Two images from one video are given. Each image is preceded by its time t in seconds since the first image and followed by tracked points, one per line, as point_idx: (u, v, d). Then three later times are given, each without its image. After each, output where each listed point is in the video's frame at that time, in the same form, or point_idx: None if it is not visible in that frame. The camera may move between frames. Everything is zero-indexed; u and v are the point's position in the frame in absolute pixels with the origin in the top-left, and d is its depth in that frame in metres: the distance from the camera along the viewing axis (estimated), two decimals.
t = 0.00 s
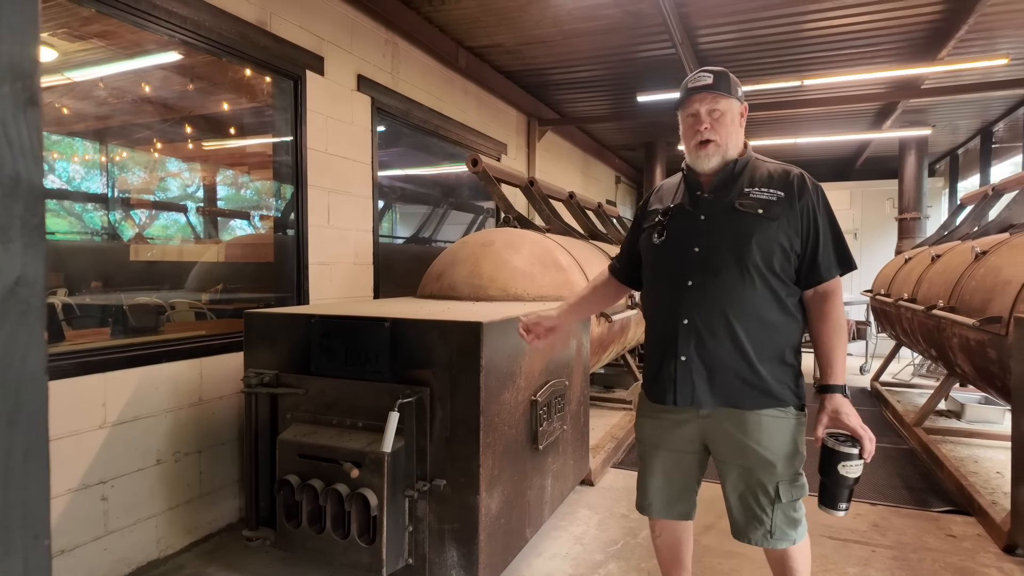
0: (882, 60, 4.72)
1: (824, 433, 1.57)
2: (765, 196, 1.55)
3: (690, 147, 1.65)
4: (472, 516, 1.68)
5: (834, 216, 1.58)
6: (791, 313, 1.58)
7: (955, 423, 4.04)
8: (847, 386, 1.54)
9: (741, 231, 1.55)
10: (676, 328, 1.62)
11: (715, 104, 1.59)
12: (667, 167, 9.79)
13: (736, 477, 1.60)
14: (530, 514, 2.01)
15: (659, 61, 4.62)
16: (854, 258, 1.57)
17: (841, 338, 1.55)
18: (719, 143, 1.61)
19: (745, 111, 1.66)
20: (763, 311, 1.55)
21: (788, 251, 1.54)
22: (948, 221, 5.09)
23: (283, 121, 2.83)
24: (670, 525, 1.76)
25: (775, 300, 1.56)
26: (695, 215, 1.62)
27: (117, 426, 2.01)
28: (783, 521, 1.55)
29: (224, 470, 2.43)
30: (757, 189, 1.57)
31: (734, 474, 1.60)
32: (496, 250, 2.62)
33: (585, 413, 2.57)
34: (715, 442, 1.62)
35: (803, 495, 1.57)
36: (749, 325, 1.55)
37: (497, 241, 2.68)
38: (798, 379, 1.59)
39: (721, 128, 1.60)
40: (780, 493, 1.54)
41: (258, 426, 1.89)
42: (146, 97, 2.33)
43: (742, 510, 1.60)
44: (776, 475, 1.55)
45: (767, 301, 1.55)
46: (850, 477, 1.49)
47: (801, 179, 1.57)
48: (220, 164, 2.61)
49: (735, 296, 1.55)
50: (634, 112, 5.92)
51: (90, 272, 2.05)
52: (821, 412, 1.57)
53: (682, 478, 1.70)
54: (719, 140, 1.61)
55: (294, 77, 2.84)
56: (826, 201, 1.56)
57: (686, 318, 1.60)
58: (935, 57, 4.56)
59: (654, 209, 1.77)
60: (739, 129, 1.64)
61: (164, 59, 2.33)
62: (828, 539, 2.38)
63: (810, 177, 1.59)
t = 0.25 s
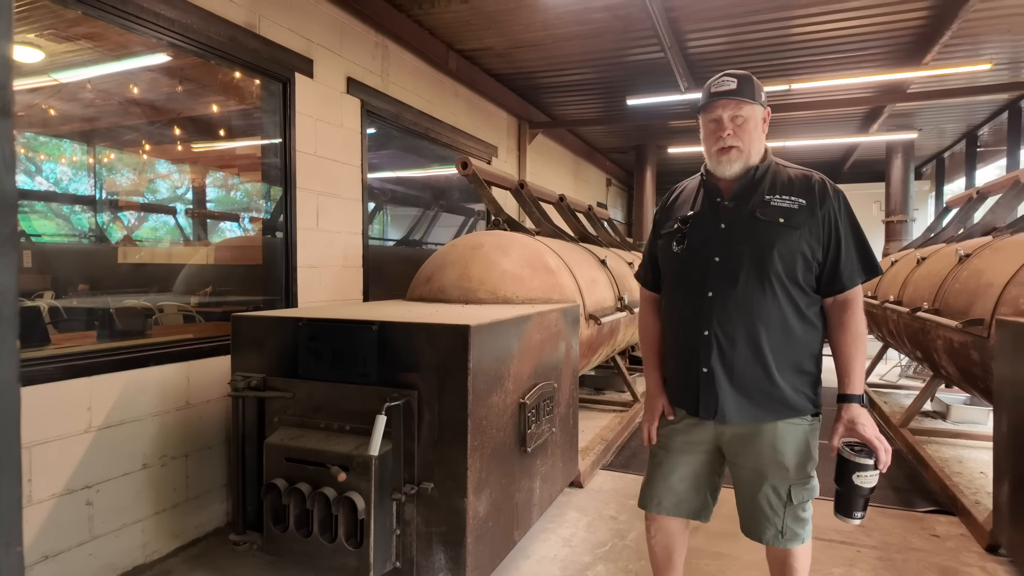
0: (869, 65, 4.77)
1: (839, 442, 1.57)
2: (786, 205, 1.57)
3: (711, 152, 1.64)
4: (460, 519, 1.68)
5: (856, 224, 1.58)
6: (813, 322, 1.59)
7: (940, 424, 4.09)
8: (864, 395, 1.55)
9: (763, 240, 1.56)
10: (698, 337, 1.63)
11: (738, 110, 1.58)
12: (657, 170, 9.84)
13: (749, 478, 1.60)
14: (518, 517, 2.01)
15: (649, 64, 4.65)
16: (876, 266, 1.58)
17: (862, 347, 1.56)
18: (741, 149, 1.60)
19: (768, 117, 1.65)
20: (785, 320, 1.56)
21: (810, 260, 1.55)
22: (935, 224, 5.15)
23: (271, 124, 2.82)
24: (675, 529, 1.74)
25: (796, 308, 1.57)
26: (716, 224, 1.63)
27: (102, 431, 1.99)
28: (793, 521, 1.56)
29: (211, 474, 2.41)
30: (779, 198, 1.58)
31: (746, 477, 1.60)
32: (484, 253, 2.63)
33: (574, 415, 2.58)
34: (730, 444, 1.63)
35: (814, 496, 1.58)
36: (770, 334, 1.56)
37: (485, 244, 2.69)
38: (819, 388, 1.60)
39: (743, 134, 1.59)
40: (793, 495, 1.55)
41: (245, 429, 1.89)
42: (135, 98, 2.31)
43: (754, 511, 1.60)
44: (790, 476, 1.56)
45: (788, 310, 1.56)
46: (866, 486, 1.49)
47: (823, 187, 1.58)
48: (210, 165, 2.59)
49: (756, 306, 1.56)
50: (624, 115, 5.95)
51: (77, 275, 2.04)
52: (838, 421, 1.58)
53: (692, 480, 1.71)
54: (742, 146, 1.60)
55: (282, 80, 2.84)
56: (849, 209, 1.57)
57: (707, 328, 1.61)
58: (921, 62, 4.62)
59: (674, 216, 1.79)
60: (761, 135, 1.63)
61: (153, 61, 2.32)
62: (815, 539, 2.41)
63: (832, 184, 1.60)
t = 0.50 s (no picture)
0: (845, 72, 4.88)
1: (837, 449, 1.56)
2: (786, 215, 1.57)
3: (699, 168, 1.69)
4: (442, 521, 1.69)
5: (860, 232, 1.57)
6: (813, 331, 1.60)
7: (916, 424, 4.17)
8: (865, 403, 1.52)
9: (762, 251, 1.57)
10: (698, 347, 1.66)
11: (717, 130, 1.60)
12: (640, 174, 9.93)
13: (751, 477, 1.62)
14: (501, 519, 2.02)
15: (631, 70, 4.70)
16: (880, 274, 1.57)
17: (866, 356, 1.54)
18: (724, 166, 1.62)
19: (763, 127, 1.61)
20: (784, 330, 1.58)
21: (810, 270, 1.56)
22: (910, 228, 5.27)
23: (254, 127, 2.79)
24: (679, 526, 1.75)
25: (796, 317, 1.58)
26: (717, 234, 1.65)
27: (80, 436, 1.97)
28: (795, 520, 1.57)
29: (191, 480, 2.39)
30: (780, 208, 1.58)
31: (748, 476, 1.62)
32: (468, 257, 2.64)
33: (556, 417, 2.60)
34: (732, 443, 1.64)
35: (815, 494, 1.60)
36: (770, 344, 1.58)
37: (468, 247, 2.71)
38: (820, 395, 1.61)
39: (724, 152, 1.61)
40: (794, 493, 1.57)
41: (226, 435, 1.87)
42: (112, 99, 2.33)
43: (757, 508, 1.62)
44: (790, 475, 1.57)
45: (787, 320, 1.57)
46: (866, 492, 1.49)
47: (825, 196, 1.57)
48: (190, 167, 2.61)
49: (755, 316, 1.58)
50: (607, 120, 6.01)
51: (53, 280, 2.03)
52: (838, 427, 1.56)
53: (696, 479, 1.72)
54: (724, 164, 1.62)
55: (265, 83, 2.82)
56: (852, 217, 1.56)
57: (707, 338, 1.64)
58: (895, 70, 4.73)
59: (677, 223, 1.81)
60: (750, 150, 1.62)
61: (132, 62, 2.29)
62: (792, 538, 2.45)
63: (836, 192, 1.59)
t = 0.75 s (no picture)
0: (815, 80, 5.01)
1: (813, 453, 1.59)
2: (762, 222, 1.60)
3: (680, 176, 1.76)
4: (419, 524, 1.70)
5: (838, 240, 1.58)
6: (789, 336, 1.62)
7: (883, 423, 4.30)
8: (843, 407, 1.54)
9: (736, 258, 1.61)
10: (674, 349, 1.71)
11: (692, 141, 1.66)
12: (617, 178, 10.03)
13: (728, 474, 1.66)
14: (478, 521, 2.04)
15: (608, 75, 4.76)
16: (859, 282, 1.57)
17: (842, 360, 1.55)
18: (700, 175, 1.68)
19: (740, 137, 1.65)
20: (758, 335, 1.60)
21: (785, 277, 1.59)
22: (878, 232, 5.42)
23: (229, 129, 2.78)
24: (663, 520, 1.79)
25: (771, 323, 1.61)
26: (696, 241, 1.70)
27: (48, 443, 1.93)
28: (769, 518, 1.60)
29: (163, 485, 2.36)
30: (757, 216, 1.62)
31: (725, 472, 1.66)
32: (445, 259, 2.65)
33: (534, 420, 2.62)
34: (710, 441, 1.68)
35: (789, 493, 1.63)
36: (742, 348, 1.61)
37: (446, 250, 2.72)
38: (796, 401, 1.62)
39: (699, 161, 1.67)
40: (767, 492, 1.60)
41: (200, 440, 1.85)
42: (83, 99, 2.25)
43: (732, 505, 1.65)
44: (764, 474, 1.61)
45: (761, 325, 1.60)
46: (840, 494, 1.54)
47: (803, 204, 1.59)
48: (163, 168, 2.53)
49: (728, 321, 1.62)
50: (584, 124, 6.07)
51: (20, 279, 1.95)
52: (814, 431, 1.58)
53: (678, 475, 1.76)
54: (700, 173, 1.68)
55: (240, 85, 2.81)
56: (830, 225, 1.57)
57: (683, 341, 1.69)
58: (862, 79, 4.88)
59: (663, 229, 1.87)
60: (727, 160, 1.66)
61: (102, 62, 2.25)
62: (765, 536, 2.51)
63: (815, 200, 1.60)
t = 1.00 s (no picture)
0: (783, 87, 5.15)
1: (766, 450, 1.60)
2: (726, 225, 1.64)
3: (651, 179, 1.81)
4: (393, 526, 1.69)
5: (802, 242, 1.60)
6: (751, 336, 1.66)
7: (850, 421, 4.42)
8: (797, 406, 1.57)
9: (699, 260, 1.66)
10: (641, 346, 1.79)
11: (657, 146, 1.72)
12: (592, 181, 10.12)
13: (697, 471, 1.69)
14: (454, 522, 2.04)
15: (583, 80, 4.82)
16: (821, 283, 1.58)
17: (800, 362, 1.58)
18: (666, 180, 1.74)
19: (704, 142, 1.69)
20: (719, 334, 1.65)
21: (746, 278, 1.62)
22: (845, 235, 5.58)
23: (201, 128, 2.75)
24: (651, 516, 1.83)
25: (734, 322, 1.65)
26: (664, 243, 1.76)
27: (10, 449, 1.87)
28: (734, 515, 1.63)
29: (131, 491, 2.31)
30: (721, 218, 1.65)
31: (695, 469, 1.69)
32: (421, 261, 2.65)
33: (509, 421, 2.63)
34: (681, 439, 1.72)
35: (755, 490, 1.65)
36: (703, 346, 1.66)
37: (422, 252, 2.72)
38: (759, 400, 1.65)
39: (664, 166, 1.72)
40: (732, 489, 1.62)
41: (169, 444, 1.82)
42: (48, 96, 2.14)
43: (700, 502, 1.68)
44: (729, 471, 1.63)
45: (722, 325, 1.65)
46: (790, 492, 1.51)
47: (767, 207, 1.62)
48: (131, 168, 2.47)
49: (689, 320, 1.67)
50: (560, 128, 6.13)
51: None
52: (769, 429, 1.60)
53: (656, 472, 1.80)
54: (666, 177, 1.73)
55: (212, 84, 2.77)
56: (792, 228, 1.60)
57: (649, 339, 1.76)
58: (829, 86, 5.02)
59: (640, 230, 1.94)
60: (692, 164, 1.70)
61: (69, 58, 2.19)
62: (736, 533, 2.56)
63: (781, 203, 1.62)
